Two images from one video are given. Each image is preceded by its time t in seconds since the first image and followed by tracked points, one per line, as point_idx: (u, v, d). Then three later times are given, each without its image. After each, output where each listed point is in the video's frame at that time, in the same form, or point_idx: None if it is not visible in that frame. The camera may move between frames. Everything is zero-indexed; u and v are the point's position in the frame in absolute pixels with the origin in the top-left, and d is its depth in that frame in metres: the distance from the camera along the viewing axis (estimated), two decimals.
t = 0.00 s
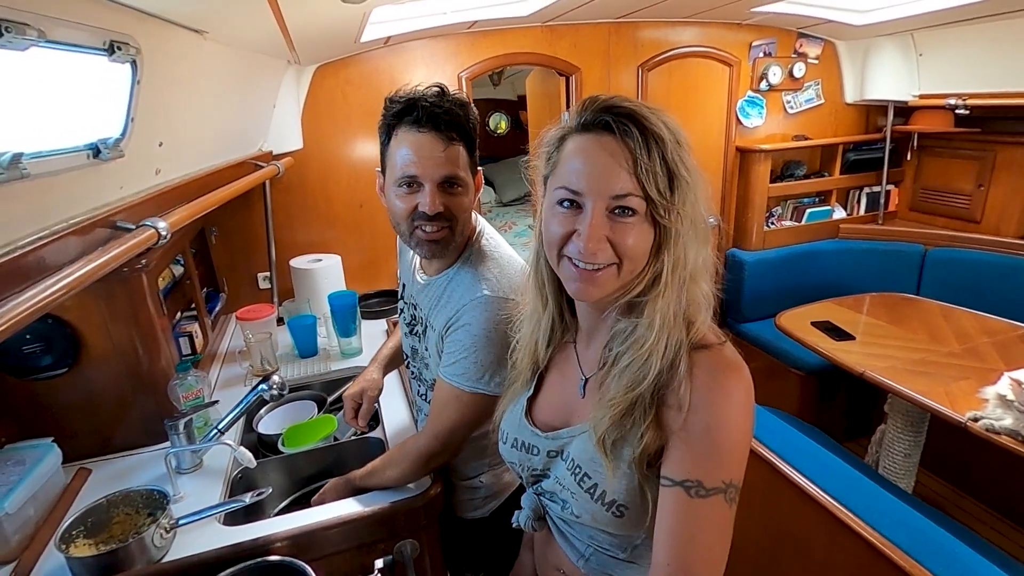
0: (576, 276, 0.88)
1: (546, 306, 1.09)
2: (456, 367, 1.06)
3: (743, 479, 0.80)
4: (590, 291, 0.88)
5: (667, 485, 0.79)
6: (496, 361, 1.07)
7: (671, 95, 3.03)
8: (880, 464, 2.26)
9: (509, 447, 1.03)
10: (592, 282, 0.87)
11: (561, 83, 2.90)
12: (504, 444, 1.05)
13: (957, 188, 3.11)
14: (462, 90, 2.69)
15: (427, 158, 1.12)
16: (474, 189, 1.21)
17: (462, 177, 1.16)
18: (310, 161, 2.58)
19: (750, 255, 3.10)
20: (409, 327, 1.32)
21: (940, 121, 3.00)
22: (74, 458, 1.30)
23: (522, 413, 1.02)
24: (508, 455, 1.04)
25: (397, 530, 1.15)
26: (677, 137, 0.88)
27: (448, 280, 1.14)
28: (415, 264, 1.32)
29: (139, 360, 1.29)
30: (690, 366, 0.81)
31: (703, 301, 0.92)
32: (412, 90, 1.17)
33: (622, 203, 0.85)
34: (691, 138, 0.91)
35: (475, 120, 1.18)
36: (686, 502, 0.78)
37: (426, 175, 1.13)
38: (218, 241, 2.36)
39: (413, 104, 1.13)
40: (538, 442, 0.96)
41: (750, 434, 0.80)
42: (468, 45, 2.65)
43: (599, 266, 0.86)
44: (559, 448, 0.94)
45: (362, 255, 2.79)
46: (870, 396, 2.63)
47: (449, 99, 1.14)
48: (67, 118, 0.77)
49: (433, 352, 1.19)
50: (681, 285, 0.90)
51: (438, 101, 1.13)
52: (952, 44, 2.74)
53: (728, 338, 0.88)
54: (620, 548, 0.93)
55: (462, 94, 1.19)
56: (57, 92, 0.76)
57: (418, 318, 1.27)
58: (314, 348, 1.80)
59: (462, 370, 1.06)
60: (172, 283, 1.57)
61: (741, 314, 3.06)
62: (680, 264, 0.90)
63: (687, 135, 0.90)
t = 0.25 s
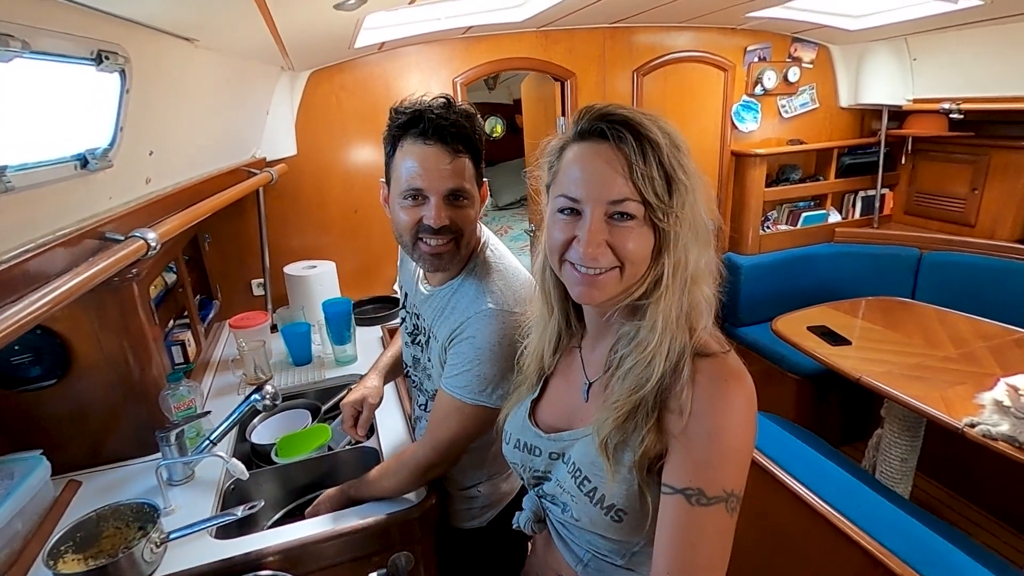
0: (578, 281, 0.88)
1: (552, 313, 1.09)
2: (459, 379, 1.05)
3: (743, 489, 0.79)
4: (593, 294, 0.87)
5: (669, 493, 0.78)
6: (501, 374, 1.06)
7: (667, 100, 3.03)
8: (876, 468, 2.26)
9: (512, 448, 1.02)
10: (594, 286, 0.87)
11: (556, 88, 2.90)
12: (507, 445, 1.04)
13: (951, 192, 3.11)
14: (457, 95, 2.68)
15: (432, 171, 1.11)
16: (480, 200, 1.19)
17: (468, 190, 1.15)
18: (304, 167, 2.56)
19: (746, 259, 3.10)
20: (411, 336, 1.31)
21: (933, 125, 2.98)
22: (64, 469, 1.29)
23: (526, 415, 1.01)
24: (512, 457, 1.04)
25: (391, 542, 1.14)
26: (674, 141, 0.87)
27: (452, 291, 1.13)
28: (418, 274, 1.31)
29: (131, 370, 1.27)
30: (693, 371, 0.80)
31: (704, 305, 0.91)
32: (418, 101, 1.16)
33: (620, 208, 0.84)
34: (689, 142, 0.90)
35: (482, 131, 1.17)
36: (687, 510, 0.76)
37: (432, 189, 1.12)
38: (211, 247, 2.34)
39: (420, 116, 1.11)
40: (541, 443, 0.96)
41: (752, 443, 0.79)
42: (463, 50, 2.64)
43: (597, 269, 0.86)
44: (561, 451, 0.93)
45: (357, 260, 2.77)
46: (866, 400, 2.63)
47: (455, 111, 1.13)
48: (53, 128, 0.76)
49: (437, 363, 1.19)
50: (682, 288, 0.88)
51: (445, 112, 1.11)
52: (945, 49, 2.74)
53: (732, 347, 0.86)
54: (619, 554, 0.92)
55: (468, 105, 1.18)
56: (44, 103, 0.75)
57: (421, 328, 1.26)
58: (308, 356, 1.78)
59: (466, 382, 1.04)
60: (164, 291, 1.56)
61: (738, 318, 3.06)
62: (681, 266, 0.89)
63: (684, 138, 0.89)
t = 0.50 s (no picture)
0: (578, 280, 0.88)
1: (564, 307, 1.10)
2: (456, 380, 1.05)
3: (748, 487, 0.79)
4: (591, 292, 0.88)
5: (673, 489, 0.78)
6: (500, 376, 1.05)
7: (663, 101, 3.04)
8: (872, 469, 2.26)
9: (519, 441, 1.03)
10: (590, 286, 0.88)
11: (552, 89, 2.90)
12: (514, 438, 1.05)
13: (946, 193, 3.12)
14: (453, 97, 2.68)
15: (440, 189, 1.10)
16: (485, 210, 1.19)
17: (474, 205, 1.14)
18: (299, 168, 2.55)
19: (742, 260, 3.11)
20: (410, 336, 1.31)
21: (927, 127, 3.05)
22: (57, 473, 1.28)
23: (532, 409, 1.03)
24: (518, 449, 1.04)
25: (389, 544, 1.13)
26: (668, 141, 0.86)
27: (453, 292, 1.13)
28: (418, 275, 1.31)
29: (125, 372, 1.27)
30: (699, 369, 0.80)
31: (705, 305, 0.89)
32: (425, 109, 1.14)
33: (610, 210, 0.84)
34: (685, 141, 0.89)
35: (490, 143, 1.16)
36: (690, 507, 0.76)
37: (439, 207, 1.11)
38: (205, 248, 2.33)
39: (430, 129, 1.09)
40: (547, 437, 0.97)
41: (757, 443, 0.79)
42: (459, 51, 2.64)
43: (585, 267, 0.86)
44: (567, 445, 0.94)
45: (352, 262, 2.76)
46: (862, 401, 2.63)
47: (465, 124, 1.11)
48: (46, 129, 0.75)
49: (435, 363, 1.18)
50: (678, 287, 0.87)
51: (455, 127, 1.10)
52: (939, 50, 2.76)
53: (739, 347, 0.86)
54: (621, 549, 0.92)
55: (476, 112, 1.17)
56: (37, 103, 0.75)
57: (421, 328, 1.26)
58: (304, 357, 1.77)
59: (461, 384, 1.04)
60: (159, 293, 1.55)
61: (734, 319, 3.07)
62: (678, 264, 0.87)
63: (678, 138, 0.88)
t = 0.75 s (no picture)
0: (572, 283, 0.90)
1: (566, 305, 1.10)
2: (450, 381, 1.04)
3: (742, 490, 0.79)
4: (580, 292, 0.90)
5: (667, 490, 0.78)
6: (494, 378, 1.05)
7: (659, 102, 3.04)
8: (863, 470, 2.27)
9: (515, 438, 1.03)
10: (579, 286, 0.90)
11: (549, 88, 2.89)
12: (510, 435, 1.05)
13: (939, 197, 3.13)
14: (449, 94, 2.67)
15: (440, 188, 1.09)
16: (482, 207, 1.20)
17: (472, 202, 1.14)
18: (294, 164, 2.54)
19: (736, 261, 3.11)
20: (405, 335, 1.31)
21: (922, 130, 3.02)
22: (45, 470, 1.26)
23: (530, 405, 1.02)
24: (514, 446, 1.04)
25: (379, 544, 1.13)
26: (646, 141, 0.85)
27: (447, 292, 1.13)
28: (412, 274, 1.30)
29: (114, 369, 1.25)
30: (695, 371, 0.80)
31: (698, 306, 0.88)
32: (420, 108, 1.13)
33: (590, 215, 0.85)
34: (667, 139, 0.87)
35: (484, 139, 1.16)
36: (684, 508, 0.76)
37: (438, 206, 1.10)
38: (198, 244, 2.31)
39: (427, 129, 1.08)
40: (544, 435, 0.97)
41: (753, 446, 0.79)
42: (455, 49, 2.63)
43: (578, 270, 0.88)
44: (563, 443, 0.94)
45: (346, 259, 2.75)
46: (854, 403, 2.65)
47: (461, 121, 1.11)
48: (34, 122, 0.74)
49: (428, 363, 1.18)
50: (666, 285, 0.86)
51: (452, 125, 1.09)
52: (935, 54, 2.77)
53: (737, 351, 0.86)
54: (613, 548, 0.92)
55: (470, 110, 1.16)
56: (26, 96, 0.74)
57: (414, 327, 1.25)
58: (296, 355, 1.76)
59: (455, 386, 1.04)
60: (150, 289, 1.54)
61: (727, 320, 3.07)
62: (663, 263, 0.86)
63: (658, 137, 0.86)
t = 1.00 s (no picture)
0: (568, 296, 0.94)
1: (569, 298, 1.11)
2: (448, 370, 1.05)
3: (747, 483, 0.80)
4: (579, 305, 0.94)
5: (673, 484, 0.79)
6: (494, 368, 1.05)
7: (658, 99, 3.04)
8: (858, 466, 2.29)
9: (519, 434, 1.04)
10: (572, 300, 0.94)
11: (548, 84, 2.89)
12: (514, 431, 1.06)
13: (935, 194, 3.15)
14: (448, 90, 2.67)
15: (440, 180, 1.10)
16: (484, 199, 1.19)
17: (473, 194, 1.14)
18: (292, 159, 2.53)
19: (733, 258, 3.13)
20: (406, 328, 1.32)
21: (920, 129, 3.07)
22: (46, 464, 1.26)
23: (532, 402, 1.03)
24: (518, 442, 1.05)
25: (381, 538, 1.13)
26: (608, 160, 0.81)
27: (448, 284, 1.14)
28: (416, 267, 1.31)
29: (114, 363, 1.25)
30: (697, 368, 0.81)
31: (692, 311, 0.86)
32: (419, 103, 1.13)
33: (567, 240, 0.86)
34: (630, 150, 0.82)
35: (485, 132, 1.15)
36: (690, 501, 0.77)
37: (438, 198, 1.11)
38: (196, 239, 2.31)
39: (425, 122, 1.09)
40: (547, 430, 0.98)
41: (756, 439, 0.79)
42: (454, 44, 2.63)
43: (573, 287, 0.92)
44: (567, 438, 0.95)
45: (345, 254, 2.75)
46: (849, 399, 2.67)
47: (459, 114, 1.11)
48: (38, 117, 0.74)
49: (428, 354, 1.19)
50: (654, 293, 0.86)
51: (450, 117, 1.09)
52: (932, 53, 2.78)
53: (740, 346, 0.87)
54: (618, 542, 0.93)
55: (470, 104, 1.17)
56: (31, 90, 0.74)
57: (417, 319, 1.26)
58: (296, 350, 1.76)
59: (453, 375, 1.04)
60: (149, 283, 1.54)
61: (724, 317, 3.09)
62: (644, 279, 0.85)
63: (621, 151, 0.82)
